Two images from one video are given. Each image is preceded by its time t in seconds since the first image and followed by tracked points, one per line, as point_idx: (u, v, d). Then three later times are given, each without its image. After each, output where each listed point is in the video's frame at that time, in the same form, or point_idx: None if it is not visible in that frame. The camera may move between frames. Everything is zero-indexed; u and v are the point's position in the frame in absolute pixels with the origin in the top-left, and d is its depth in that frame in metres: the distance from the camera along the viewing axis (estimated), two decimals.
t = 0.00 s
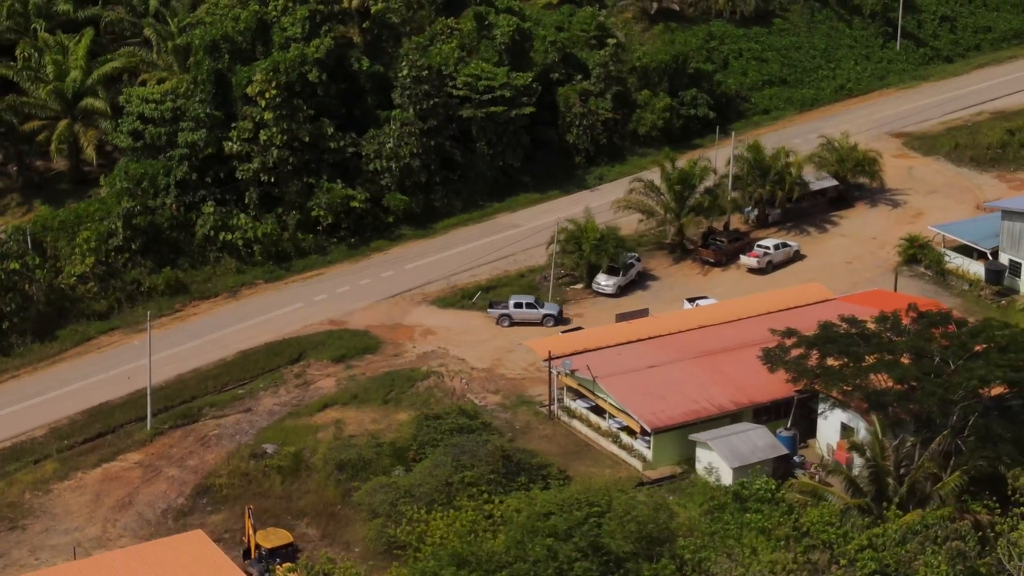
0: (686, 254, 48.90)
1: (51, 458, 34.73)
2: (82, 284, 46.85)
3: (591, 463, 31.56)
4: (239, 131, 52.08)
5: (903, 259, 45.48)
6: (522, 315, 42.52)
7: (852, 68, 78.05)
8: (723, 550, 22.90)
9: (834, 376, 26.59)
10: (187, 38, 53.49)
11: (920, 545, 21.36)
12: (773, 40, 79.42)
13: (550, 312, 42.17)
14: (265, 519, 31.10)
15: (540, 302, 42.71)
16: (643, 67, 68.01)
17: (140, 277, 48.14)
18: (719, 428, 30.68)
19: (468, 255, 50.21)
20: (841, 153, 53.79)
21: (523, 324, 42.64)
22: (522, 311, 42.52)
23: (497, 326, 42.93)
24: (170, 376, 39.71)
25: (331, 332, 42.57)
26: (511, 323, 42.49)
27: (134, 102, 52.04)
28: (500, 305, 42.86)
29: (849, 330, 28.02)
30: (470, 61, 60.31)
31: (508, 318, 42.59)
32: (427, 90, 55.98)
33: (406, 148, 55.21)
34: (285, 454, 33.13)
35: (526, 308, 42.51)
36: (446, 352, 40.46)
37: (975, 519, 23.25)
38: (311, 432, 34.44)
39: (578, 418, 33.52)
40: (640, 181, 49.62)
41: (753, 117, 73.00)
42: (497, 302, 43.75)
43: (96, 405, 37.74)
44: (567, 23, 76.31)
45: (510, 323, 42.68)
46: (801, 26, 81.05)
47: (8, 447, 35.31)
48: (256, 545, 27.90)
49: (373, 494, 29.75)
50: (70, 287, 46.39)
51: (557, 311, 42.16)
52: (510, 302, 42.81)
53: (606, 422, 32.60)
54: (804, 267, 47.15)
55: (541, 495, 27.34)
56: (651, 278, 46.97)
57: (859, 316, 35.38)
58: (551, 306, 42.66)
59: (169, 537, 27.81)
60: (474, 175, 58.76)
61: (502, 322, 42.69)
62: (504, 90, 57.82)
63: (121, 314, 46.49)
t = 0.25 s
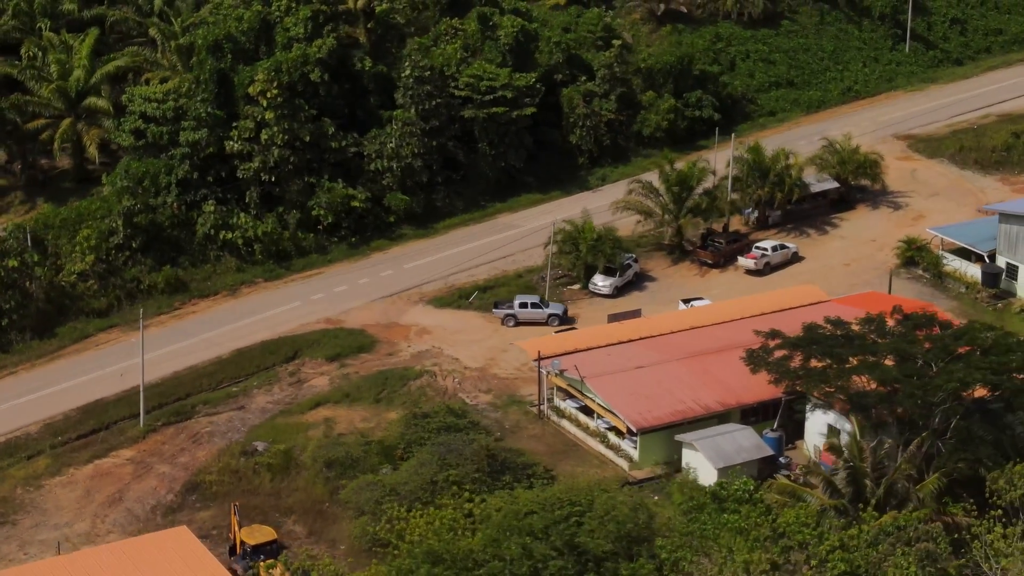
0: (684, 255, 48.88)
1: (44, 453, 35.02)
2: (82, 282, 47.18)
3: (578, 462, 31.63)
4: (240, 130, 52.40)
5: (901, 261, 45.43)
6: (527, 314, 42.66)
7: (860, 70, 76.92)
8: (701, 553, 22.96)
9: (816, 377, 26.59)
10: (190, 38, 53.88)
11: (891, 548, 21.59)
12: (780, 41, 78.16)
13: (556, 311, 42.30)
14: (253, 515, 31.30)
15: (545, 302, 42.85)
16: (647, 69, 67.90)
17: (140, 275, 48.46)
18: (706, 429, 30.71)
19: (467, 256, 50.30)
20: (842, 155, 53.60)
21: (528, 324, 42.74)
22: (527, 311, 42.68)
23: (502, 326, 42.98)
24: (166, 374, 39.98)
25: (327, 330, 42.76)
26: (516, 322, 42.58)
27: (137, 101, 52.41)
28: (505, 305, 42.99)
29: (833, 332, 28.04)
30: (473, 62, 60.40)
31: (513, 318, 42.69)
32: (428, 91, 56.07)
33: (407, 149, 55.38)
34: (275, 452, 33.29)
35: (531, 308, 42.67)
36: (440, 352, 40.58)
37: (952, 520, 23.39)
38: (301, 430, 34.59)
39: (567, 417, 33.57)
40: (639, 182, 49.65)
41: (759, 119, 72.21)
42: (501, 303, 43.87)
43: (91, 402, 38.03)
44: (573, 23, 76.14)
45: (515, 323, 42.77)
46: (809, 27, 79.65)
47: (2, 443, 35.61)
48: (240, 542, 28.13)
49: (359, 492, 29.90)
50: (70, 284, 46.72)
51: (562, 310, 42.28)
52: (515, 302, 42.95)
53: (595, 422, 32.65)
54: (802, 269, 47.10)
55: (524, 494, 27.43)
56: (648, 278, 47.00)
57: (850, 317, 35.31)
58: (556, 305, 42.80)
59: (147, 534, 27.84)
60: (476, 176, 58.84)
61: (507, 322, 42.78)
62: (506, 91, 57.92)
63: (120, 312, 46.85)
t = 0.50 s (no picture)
0: (682, 255, 48.87)
1: (36, 447, 35.34)
2: (82, 278, 47.54)
3: (563, 460, 31.71)
4: (241, 129, 52.78)
5: (897, 263, 45.25)
6: (533, 313, 42.81)
7: (867, 74, 72.91)
8: (674, 549, 23.07)
9: (795, 377, 26.62)
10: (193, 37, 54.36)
11: (858, 545, 21.64)
12: (788, 43, 74.17)
13: (561, 309, 42.38)
14: (239, 511, 31.50)
15: (549, 301, 42.95)
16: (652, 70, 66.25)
17: (140, 272, 48.80)
18: (690, 428, 30.78)
19: (464, 255, 50.39)
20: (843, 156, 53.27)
21: (534, 323, 42.86)
22: (532, 309, 42.81)
23: (507, 325, 43.11)
24: (161, 370, 40.29)
25: (322, 328, 42.93)
26: (522, 321, 42.69)
27: (139, 100, 52.84)
28: (510, 304, 43.13)
29: (815, 332, 28.07)
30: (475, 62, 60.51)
31: (518, 317, 42.82)
32: (430, 90, 56.16)
33: (408, 149, 55.60)
34: (264, 448, 33.42)
35: (537, 307, 42.81)
36: (433, 350, 40.69)
37: (925, 521, 23.45)
38: (291, 427, 34.74)
39: (554, 415, 33.61)
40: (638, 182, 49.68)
41: (764, 122, 68.73)
42: (505, 302, 43.98)
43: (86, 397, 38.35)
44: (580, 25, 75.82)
45: (520, 322, 42.89)
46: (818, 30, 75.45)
47: None
48: (223, 536, 28.37)
49: (343, 488, 30.04)
50: (70, 281, 47.10)
51: (566, 309, 42.36)
52: (520, 301, 43.10)
53: (581, 421, 32.69)
54: (798, 270, 47.03)
55: (504, 491, 27.54)
56: (644, 279, 47.04)
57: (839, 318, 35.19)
58: (561, 304, 42.91)
59: (130, 527, 27.96)
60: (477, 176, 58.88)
61: (512, 321, 42.91)
62: (507, 92, 58.15)
63: (119, 308, 47.24)
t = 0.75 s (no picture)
0: (680, 255, 48.75)
1: (31, 441, 35.63)
2: (82, 275, 47.89)
3: (551, 458, 31.81)
4: (243, 128, 53.09)
5: (895, 263, 45.15)
6: (539, 312, 42.97)
7: (875, 74, 72.56)
8: (652, 546, 23.17)
9: (778, 375, 26.66)
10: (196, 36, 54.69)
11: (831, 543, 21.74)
12: (795, 44, 73.98)
13: (566, 308, 42.54)
14: (229, 505, 31.71)
15: (555, 299, 43.10)
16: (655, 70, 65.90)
17: (140, 268, 49.13)
18: (678, 426, 30.86)
19: (464, 254, 50.52)
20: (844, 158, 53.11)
21: (539, 322, 43.04)
22: (538, 308, 43.00)
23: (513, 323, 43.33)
24: (157, 366, 40.56)
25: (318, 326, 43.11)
26: (527, 319, 42.89)
27: (141, 99, 53.17)
28: (516, 302, 43.30)
29: (801, 331, 28.07)
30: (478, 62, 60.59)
31: (524, 315, 43.02)
32: (432, 90, 56.33)
33: (409, 148, 55.79)
34: (255, 444, 33.62)
35: (542, 305, 42.96)
36: (428, 348, 40.84)
37: (902, 519, 23.52)
38: (283, 423, 34.93)
39: (544, 413, 33.71)
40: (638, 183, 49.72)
41: (770, 123, 68.63)
42: (510, 300, 44.17)
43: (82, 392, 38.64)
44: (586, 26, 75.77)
45: (526, 320, 43.09)
46: (825, 31, 75.05)
47: None
48: (209, 530, 28.61)
49: (330, 484, 30.20)
50: (70, 278, 47.46)
51: (572, 308, 42.52)
52: (526, 299, 43.27)
53: (570, 418, 32.79)
54: (796, 271, 47.00)
55: (489, 487, 27.65)
56: (642, 278, 47.10)
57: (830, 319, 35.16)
58: (566, 303, 43.07)
59: (118, 521, 28.15)
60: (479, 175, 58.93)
61: (518, 319, 43.11)
62: (509, 91, 58.11)
63: (119, 305, 47.57)
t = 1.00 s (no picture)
0: (677, 255, 48.72)
1: (24, 434, 36.02)
2: (83, 271, 48.34)
3: (536, 455, 31.98)
4: (244, 126, 53.41)
5: (891, 264, 45.12)
6: (543, 310, 43.02)
7: (883, 75, 72.20)
8: (624, 542, 23.28)
9: (757, 372, 26.70)
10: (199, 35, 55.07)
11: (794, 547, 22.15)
12: (803, 45, 73.47)
13: (572, 306, 42.71)
14: (216, 499, 32.00)
15: (560, 297, 43.22)
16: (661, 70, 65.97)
17: (140, 265, 49.54)
18: (662, 424, 30.96)
19: (462, 252, 50.67)
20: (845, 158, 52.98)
21: (544, 319, 43.13)
22: (543, 306, 43.01)
23: (517, 321, 43.35)
24: (153, 361, 40.92)
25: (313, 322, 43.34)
26: (532, 317, 42.93)
27: (143, 96, 53.54)
28: (521, 300, 43.29)
29: (782, 330, 28.12)
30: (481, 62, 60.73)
31: (529, 313, 43.04)
32: (434, 89, 56.54)
33: (410, 147, 55.99)
34: (245, 439, 33.91)
35: (547, 303, 42.99)
36: (421, 345, 41.06)
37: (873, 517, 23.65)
38: (274, 418, 35.21)
39: (531, 410, 33.88)
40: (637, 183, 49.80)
41: (776, 124, 68.34)
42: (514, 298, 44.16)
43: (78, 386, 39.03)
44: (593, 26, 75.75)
45: (530, 318, 43.15)
46: (833, 31, 74.49)
47: None
48: (192, 523, 28.90)
49: (316, 477, 30.42)
50: (71, 274, 47.92)
51: (577, 306, 42.73)
52: (530, 297, 43.29)
53: (555, 416, 32.94)
54: (793, 271, 47.01)
55: (469, 482, 27.81)
56: (638, 277, 47.20)
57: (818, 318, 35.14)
58: (571, 301, 43.23)
59: (102, 514, 28.39)
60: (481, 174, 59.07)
61: (523, 317, 43.14)
62: (511, 91, 58.22)
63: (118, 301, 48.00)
